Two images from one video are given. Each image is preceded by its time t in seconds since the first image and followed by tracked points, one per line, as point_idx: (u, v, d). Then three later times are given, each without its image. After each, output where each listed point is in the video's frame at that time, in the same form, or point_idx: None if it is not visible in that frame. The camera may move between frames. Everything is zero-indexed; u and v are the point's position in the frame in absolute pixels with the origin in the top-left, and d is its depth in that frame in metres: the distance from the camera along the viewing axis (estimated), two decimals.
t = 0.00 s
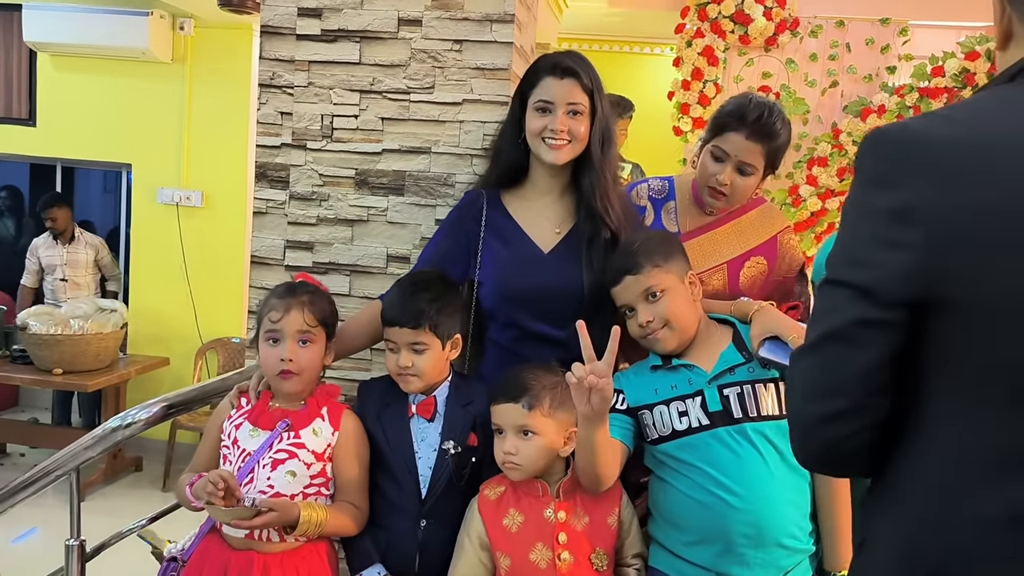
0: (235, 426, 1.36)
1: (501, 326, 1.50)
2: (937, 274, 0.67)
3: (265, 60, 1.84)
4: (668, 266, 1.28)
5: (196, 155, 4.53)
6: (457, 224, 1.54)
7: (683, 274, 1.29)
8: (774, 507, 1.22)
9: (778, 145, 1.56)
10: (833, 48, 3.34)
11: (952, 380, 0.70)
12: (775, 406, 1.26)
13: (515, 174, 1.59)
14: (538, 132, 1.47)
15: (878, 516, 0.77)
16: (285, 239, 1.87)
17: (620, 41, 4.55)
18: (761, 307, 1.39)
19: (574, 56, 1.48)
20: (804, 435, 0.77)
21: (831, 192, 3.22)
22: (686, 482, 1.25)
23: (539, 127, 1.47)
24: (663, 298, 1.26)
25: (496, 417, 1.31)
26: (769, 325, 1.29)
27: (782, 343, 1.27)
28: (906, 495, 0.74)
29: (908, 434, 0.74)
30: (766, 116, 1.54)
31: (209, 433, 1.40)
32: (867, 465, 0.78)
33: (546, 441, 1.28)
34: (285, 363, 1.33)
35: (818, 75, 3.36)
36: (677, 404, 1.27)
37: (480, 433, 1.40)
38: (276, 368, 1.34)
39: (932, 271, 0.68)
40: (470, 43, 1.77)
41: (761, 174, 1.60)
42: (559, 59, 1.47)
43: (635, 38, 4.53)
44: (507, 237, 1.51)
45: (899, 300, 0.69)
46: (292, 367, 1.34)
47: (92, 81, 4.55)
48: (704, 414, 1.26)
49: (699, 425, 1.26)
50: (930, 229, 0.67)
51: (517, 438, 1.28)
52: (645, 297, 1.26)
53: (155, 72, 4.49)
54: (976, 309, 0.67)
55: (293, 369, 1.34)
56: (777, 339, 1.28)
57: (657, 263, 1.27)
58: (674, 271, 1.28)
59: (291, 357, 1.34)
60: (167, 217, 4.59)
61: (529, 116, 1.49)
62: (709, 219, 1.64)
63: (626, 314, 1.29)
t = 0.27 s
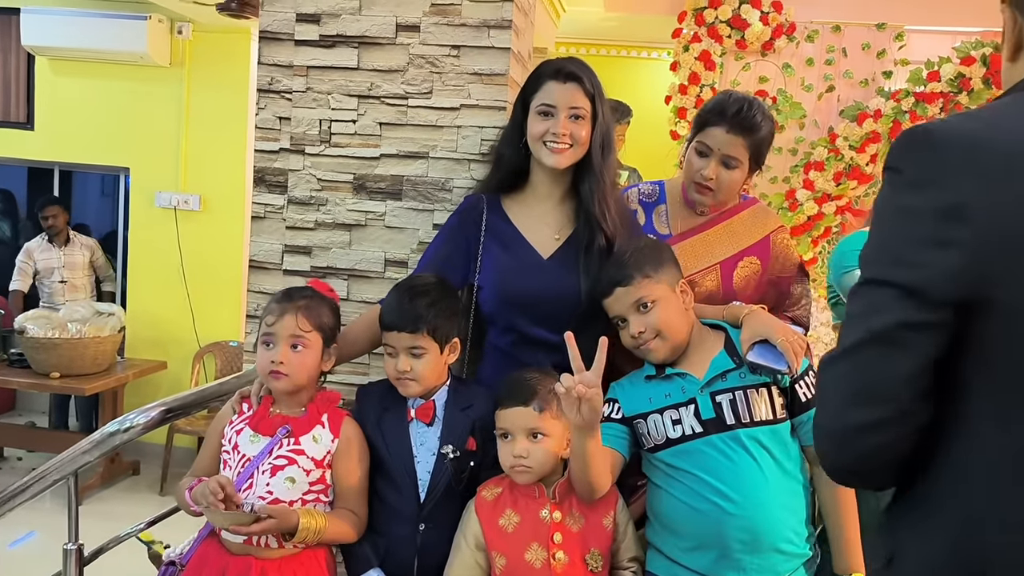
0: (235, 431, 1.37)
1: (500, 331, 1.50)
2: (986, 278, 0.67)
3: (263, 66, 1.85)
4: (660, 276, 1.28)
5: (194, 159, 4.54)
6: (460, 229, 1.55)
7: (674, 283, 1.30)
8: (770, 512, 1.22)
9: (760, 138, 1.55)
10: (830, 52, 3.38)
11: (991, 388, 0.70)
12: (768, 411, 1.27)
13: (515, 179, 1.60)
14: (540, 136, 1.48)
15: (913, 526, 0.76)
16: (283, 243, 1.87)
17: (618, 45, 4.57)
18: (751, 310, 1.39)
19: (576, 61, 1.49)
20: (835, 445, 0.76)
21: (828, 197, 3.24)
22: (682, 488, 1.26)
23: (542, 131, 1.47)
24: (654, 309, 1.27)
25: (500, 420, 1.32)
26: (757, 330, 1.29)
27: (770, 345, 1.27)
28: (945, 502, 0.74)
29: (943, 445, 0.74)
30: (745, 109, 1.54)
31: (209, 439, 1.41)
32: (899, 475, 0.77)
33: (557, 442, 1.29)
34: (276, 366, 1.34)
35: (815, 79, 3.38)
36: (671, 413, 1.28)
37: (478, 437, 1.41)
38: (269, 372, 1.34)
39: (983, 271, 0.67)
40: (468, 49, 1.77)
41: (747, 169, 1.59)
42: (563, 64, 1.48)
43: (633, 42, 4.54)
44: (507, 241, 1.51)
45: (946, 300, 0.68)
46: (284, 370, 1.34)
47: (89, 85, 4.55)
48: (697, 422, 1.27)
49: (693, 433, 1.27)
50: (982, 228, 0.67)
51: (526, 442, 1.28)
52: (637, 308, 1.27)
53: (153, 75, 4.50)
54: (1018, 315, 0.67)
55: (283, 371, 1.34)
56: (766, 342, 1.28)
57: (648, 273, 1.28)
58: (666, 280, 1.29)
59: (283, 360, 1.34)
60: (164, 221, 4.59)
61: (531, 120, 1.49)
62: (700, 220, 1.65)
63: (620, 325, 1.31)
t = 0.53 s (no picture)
0: (235, 436, 1.37)
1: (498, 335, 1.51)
2: None
3: (261, 70, 1.85)
4: (655, 283, 1.29)
5: (192, 163, 4.54)
6: (458, 234, 1.55)
7: (669, 290, 1.30)
8: (765, 517, 1.23)
9: (748, 122, 1.58)
10: (826, 56, 3.40)
11: None
12: (763, 416, 1.27)
13: (512, 184, 1.61)
14: (539, 141, 1.48)
15: (940, 534, 0.72)
16: (280, 247, 1.88)
17: (614, 49, 4.58)
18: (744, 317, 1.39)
19: (576, 67, 1.50)
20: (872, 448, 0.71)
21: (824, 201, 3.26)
22: (679, 494, 1.26)
23: (541, 136, 1.48)
24: (650, 315, 1.27)
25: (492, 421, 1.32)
26: (749, 338, 1.30)
27: (762, 353, 1.28)
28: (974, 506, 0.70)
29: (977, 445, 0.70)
30: (729, 95, 1.58)
31: (208, 444, 1.41)
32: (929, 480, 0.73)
33: (549, 442, 1.29)
34: (274, 370, 1.34)
35: (811, 85, 3.39)
36: (666, 418, 1.28)
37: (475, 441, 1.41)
38: (267, 375, 1.34)
39: None
40: (465, 54, 1.78)
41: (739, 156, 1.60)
42: (563, 69, 1.49)
43: (629, 47, 4.56)
44: (505, 246, 1.52)
45: (991, 292, 0.66)
46: (283, 374, 1.34)
47: (86, 89, 4.56)
48: (692, 427, 1.27)
49: (688, 439, 1.27)
50: None
51: (519, 442, 1.29)
52: (632, 314, 1.27)
53: (151, 79, 4.51)
54: None
55: (281, 376, 1.34)
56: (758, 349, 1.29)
57: (643, 279, 1.28)
58: (662, 287, 1.29)
59: (281, 364, 1.34)
60: (162, 224, 4.59)
61: (530, 125, 1.50)
62: (694, 217, 1.66)
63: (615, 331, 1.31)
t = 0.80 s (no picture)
0: (232, 442, 1.37)
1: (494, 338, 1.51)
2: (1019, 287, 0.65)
3: (258, 74, 1.85)
4: (652, 283, 1.29)
5: (188, 167, 4.53)
6: (455, 237, 1.55)
7: (665, 291, 1.30)
8: (761, 519, 1.23)
9: (735, 108, 1.61)
10: (821, 61, 3.35)
11: None
12: (758, 415, 1.27)
13: (509, 187, 1.61)
14: (535, 142, 1.48)
15: (942, 539, 0.72)
16: (277, 251, 1.88)
17: (611, 53, 4.59)
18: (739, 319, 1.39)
19: (571, 70, 1.50)
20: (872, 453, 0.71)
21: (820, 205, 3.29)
22: (675, 496, 1.26)
23: (537, 137, 1.48)
24: (648, 314, 1.27)
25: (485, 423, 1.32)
26: (744, 340, 1.30)
27: (758, 355, 1.28)
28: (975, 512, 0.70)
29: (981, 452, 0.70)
30: (715, 85, 1.61)
31: (205, 449, 1.41)
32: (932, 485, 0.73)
33: (543, 444, 1.29)
34: (271, 374, 1.34)
35: (807, 88, 3.37)
36: (661, 419, 1.28)
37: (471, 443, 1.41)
38: (264, 380, 1.34)
39: None
40: (462, 58, 1.78)
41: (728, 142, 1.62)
42: (559, 71, 1.49)
43: (626, 50, 4.57)
44: (500, 249, 1.52)
45: (988, 298, 0.65)
46: (280, 379, 1.34)
47: (82, 93, 4.55)
48: (688, 427, 1.27)
49: (684, 438, 1.27)
50: None
51: (513, 444, 1.28)
52: (629, 315, 1.28)
53: (147, 83, 4.50)
54: None
55: (278, 381, 1.34)
56: (755, 352, 1.29)
57: (640, 280, 1.28)
58: (658, 287, 1.29)
59: (279, 370, 1.34)
60: (158, 228, 4.59)
61: (527, 127, 1.50)
62: (687, 209, 1.67)
63: (610, 331, 1.31)
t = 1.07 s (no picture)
0: (227, 443, 1.36)
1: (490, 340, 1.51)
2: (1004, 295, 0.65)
3: (254, 76, 1.85)
4: (651, 283, 1.29)
5: (183, 168, 4.52)
6: (451, 238, 1.55)
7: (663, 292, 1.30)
8: (757, 521, 1.23)
9: (716, 104, 1.62)
10: (818, 63, 3.38)
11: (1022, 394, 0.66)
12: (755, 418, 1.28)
13: (504, 189, 1.61)
14: (552, 138, 1.47)
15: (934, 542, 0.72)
16: (272, 253, 1.87)
17: (607, 56, 4.60)
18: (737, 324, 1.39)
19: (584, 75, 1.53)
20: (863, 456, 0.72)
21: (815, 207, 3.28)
22: (671, 497, 1.26)
23: (556, 133, 1.46)
24: (645, 314, 1.27)
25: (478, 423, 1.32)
26: (744, 346, 1.30)
27: (757, 361, 1.27)
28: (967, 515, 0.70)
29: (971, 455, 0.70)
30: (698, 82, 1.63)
31: (199, 452, 1.40)
32: (923, 488, 0.73)
33: (534, 445, 1.29)
34: (268, 386, 1.33)
35: (802, 91, 3.38)
36: (658, 419, 1.28)
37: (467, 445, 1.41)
38: (261, 389, 1.34)
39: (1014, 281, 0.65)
40: (457, 59, 1.78)
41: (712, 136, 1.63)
42: (575, 74, 1.51)
43: (622, 53, 4.57)
44: (497, 250, 1.52)
45: (974, 304, 0.65)
46: (275, 395, 1.33)
47: (77, 94, 4.54)
48: (685, 429, 1.27)
49: (680, 440, 1.26)
50: (1012, 229, 0.64)
51: (502, 445, 1.28)
52: (626, 315, 1.28)
53: (142, 85, 4.49)
54: None
55: (273, 395, 1.33)
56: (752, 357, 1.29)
57: (637, 279, 1.29)
58: (655, 287, 1.29)
59: (276, 385, 1.33)
60: (153, 230, 4.58)
61: (544, 122, 1.48)
62: (677, 204, 1.67)
63: (605, 330, 1.31)
